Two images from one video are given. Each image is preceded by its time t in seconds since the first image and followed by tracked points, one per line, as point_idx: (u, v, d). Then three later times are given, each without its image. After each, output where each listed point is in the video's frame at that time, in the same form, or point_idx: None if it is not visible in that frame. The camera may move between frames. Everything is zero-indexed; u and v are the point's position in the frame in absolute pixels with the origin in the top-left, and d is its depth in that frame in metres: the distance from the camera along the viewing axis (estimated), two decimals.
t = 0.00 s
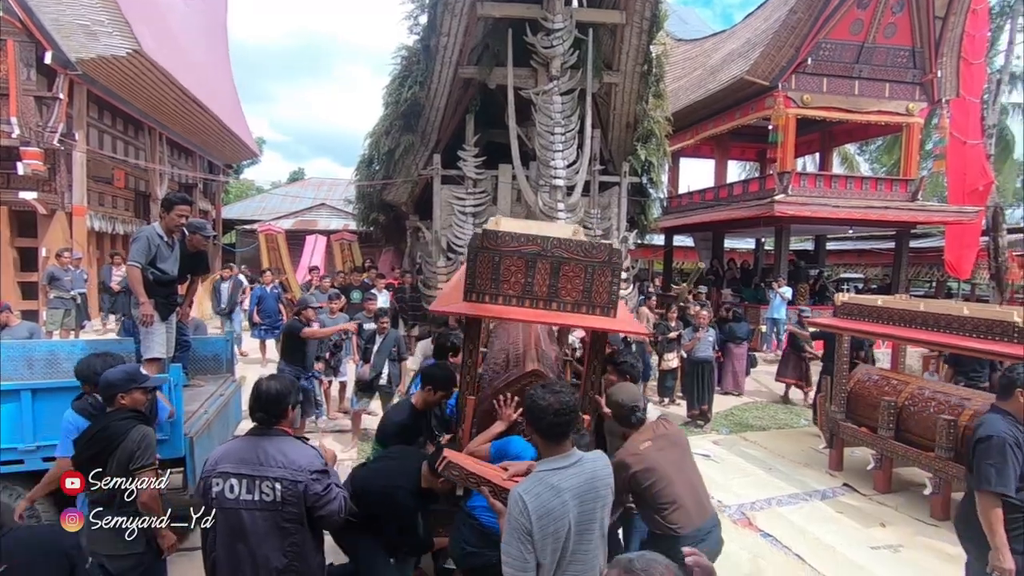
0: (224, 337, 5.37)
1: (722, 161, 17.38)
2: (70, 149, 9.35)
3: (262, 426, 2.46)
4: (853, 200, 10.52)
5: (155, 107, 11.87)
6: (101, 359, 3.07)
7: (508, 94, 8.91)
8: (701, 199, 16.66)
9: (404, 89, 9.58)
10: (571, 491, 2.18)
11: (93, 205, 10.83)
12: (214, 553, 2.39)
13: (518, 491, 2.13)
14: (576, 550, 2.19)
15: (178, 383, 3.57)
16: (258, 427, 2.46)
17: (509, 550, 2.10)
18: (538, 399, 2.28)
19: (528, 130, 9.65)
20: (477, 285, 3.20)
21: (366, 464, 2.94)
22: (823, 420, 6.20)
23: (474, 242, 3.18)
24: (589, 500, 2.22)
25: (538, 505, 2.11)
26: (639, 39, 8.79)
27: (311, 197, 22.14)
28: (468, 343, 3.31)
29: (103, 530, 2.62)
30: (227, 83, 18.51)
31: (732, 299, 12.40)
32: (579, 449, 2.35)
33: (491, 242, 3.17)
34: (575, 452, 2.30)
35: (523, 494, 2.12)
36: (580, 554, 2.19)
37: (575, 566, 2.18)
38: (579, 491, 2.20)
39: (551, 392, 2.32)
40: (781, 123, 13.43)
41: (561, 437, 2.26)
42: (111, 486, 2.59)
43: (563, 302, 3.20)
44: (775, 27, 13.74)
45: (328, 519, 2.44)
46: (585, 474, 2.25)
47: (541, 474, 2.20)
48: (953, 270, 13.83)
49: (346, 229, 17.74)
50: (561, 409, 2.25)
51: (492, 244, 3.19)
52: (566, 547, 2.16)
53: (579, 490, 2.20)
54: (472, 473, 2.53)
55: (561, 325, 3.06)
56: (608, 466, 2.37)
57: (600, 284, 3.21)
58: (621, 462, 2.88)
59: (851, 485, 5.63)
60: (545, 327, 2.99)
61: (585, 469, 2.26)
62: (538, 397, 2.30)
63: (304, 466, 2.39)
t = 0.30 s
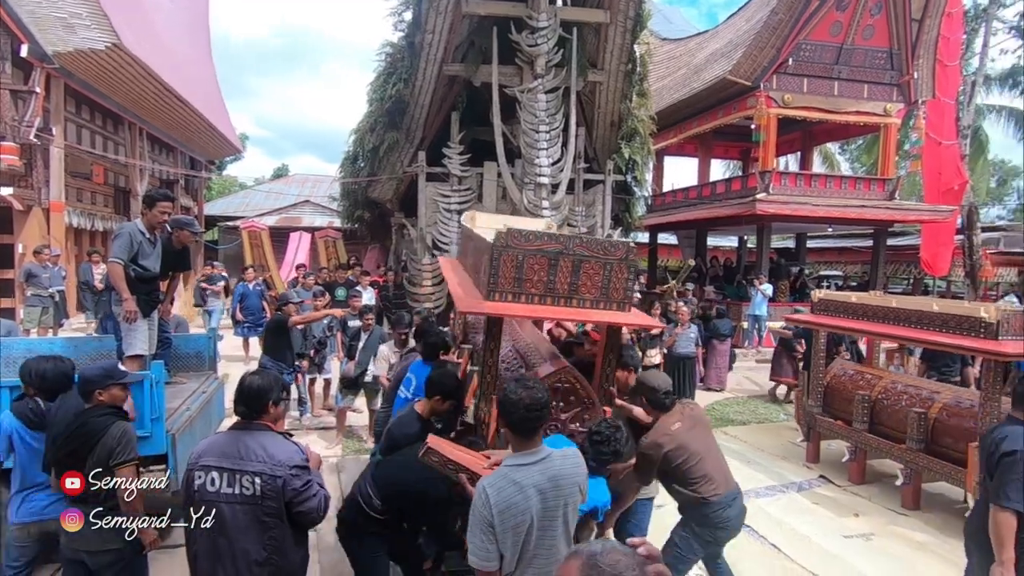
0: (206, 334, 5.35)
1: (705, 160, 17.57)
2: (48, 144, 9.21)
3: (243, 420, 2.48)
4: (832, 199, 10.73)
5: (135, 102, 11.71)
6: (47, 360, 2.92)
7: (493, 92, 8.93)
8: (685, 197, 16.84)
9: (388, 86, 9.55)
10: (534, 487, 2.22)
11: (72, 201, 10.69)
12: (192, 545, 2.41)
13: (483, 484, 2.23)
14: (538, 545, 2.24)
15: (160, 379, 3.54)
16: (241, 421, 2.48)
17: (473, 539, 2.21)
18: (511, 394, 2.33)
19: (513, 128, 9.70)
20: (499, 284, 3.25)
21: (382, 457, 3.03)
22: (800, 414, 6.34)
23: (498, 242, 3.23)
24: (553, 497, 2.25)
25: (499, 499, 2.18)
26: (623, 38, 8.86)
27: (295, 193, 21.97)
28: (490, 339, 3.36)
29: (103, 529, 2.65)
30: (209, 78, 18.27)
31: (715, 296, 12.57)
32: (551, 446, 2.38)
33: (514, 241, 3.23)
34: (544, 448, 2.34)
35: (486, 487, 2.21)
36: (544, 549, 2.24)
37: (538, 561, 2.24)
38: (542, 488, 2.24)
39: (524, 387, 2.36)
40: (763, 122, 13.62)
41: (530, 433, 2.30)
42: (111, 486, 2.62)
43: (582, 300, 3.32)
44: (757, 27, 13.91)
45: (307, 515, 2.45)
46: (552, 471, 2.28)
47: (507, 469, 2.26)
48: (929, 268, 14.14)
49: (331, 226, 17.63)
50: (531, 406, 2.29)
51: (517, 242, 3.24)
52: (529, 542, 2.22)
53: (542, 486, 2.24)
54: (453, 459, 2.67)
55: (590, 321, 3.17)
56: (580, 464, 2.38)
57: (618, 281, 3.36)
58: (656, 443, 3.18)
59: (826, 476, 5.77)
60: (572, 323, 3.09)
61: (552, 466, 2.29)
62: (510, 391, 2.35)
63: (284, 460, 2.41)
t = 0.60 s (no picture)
0: (185, 332, 5.33)
1: (688, 160, 17.76)
2: (24, 139, 9.08)
3: (215, 416, 2.51)
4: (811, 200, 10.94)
5: (114, 98, 11.57)
6: None
7: (476, 91, 8.97)
8: (668, 197, 17.01)
9: (372, 84, 9.55)
10: (487, 473, 2.29)
11: (49, 197, 10.55)
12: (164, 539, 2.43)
13: (437, 472, 2.30)
14: (492, 530, 2.31)
15: (137, 376, 3.54)
16: (212, 417, 2.51)
17: (427, 527, 2.28)
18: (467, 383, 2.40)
19: (497, 127, 9.75)
20: (520, 284, 3.34)
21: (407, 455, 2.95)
22: (775, 410, 6.47)
23: (519, 242, 3.32)
24: (506, 484, 2.32)
25: (453, 486, 2.25)
26: (606, 39, 8.96)
27: (279, 191, 21.81)
28: (507, 337, 3.44)
29: (103, 528, 2.71)
30: (191, 74, 18.07)
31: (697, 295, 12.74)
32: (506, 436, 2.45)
33: (534, 241, 3.34)
34: (499, 437, 2.41)
35: (440, 475, 2.28)
36: (499, 535, 2.31)
37: (491, 546, 2.31)
38: (495, 476, 2.30)
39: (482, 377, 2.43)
40: (744, 124, 13.80)
41: (485, 422, 2.38)
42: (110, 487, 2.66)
43: (594, 296, 3.48)
44: (738, 29, 14.11)
45: (278, 509, 2.47)
46: (506, 459, 2.35)
47: (460, 457, 2.33)
48: (906, 268, 14.31)
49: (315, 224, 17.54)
50: (485, 392, 2.38)
51: (536, 242, 3.35)
52: (482, 527, 2.29)
53: (495, 474, 2.30)
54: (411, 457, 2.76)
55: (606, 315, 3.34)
56: (534, 453, 2.44)
57: (623, 278, 3.55)
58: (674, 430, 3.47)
59: (799, 470, 5.92)
60: (592, 320, 3.26)
61: (505, 454, 2.36)
62: (467, 380, 2.42)
63: (253, 455, 2.44)
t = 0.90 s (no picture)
0: (173, 327, 5.33)
1: (679, 161, 17.89)
2: (11, 132, 9.03)
3: (198, 408, 2.54)
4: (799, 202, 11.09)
5: (103, 92, 11.51)
6: None
7: (468, 90, 9.00)
8: (659, 198, 17.13)
9: (363, 82, 9.55)
10: (465, 464, 2.34)
11: (36, 191, 10.50)
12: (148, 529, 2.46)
13: (416, 462, 2.34)
14: (470, 519, 2.36)
15: (123, 369, 3.53)
16: (194, 409, 2.54)
17: (408, 516, 2.31)
18: (451, 372, 2.44)
19: (488, 126, 9.78)
20: (546, 287, 3.39)
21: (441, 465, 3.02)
22: (758, 408, 6.56)
23: (549, 246, 3.37)
24: (484, 475, 2.37)
25: (431, 476, 2.30)
26: (597, 40, 9.03)
27: (270, 187, 21.72)
28: (529, 338, 3.46)
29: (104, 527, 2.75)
30: (182, 68, 17.96)
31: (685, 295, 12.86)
32: (485, 428, 2.50)
33: (563, 244, 3.40)
34: (478, 429, 2.46)
35: (419, 464, 2.33)
36: (476, 523, 2.36)
37: (469, 534, 2.36)
38: (473, 466, 2.35)
39: (465, 368, 2.48)
40: (733, 126, 13.95)
41: (464, 414, 2.43)
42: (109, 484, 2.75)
43: (605, 297, 3.63)
44: (729, 32, 14.24)
45: (260, 501, 2.50)
46: (484, 450, 2.40)
47: (440, 448, 2.38)
48: (890, 270, 14.51)
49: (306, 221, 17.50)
50: (465, 385, 2.42)
51: (563, 245, 3.42)
52: (461, 516, 2.34)
53: (473, 465, 2.35)
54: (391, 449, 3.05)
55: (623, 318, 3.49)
56: (512, 445, 2.49)
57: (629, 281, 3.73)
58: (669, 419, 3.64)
59: (782, 468, 6.00)
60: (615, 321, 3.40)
61: (483, 445, 2.41)
62: (451, 370, 2.46)
63: (235, 448, 2.47)
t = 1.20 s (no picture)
0: (166, 315, 5.32)
1: (676, 161, 17.92)
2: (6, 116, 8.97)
3: (191, 397, 2.54)
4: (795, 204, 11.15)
5: (99, 78, 11.43)
6: None
7: (467, 84, 8.98)
8: (656, 197, 17.14)
9: (362, 74, 9.51)
10: (459, 455, 2.36)
11: (30, 176, 10.43)
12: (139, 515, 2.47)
13: (411, 451, 2.37)
14: (463, 509, 2.38)
15: (116, 357, 3.53)
16: (186, 397, 2.54)
17: (402, 504, 2.34)
18: (450, 365, 2.46)
19: (486, 121, 9.77)
20: (575, 284, 3.50)
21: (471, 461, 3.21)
22: (749, 407, 6.60)
23: (579, 246, 3.50)
24: (478, 466, 2.38)
25: (425, 465, 2.32)
26: (598, 37, 9.01)
27: (267, 178, 21.62)
28: (553, 333, 3.53)
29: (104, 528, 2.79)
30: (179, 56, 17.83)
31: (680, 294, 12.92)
32: (480, 420, 2.52)
33: (590, 245, 3.55)
34: (474, 420, 2.48)
35: (415, 454, 2.35)
36: (469, 513, 2.39)
37: (461, 524, 2.38)
38: (467, 458, 2.37)
39: (465, 360, 2.49)
40: (731, 127, 13.99)
41: (461, 406, 2.44)
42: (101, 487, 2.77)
43: (615, 295, 3.83)
44: (729, 33, 14.24)
45: (250, 490, 2.51)
46: (478, 442, 2.42)
47: (436, 439, 2.40)
48: (883, 274, 14.61)
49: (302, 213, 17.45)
50: (464, 377, 2.43)
51: (590, 246, 3.57)
52: (454, 506, 2.36)
53: (467, 456, 2.37)
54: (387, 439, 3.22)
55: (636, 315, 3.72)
56: (507, 439, 2.51)
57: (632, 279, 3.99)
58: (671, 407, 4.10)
59: (771, 468, 6.06)
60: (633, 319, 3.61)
61: (478, 438, 2.42)
62: (449, 363, 2.48)
63: (227, 437, 2.47)
